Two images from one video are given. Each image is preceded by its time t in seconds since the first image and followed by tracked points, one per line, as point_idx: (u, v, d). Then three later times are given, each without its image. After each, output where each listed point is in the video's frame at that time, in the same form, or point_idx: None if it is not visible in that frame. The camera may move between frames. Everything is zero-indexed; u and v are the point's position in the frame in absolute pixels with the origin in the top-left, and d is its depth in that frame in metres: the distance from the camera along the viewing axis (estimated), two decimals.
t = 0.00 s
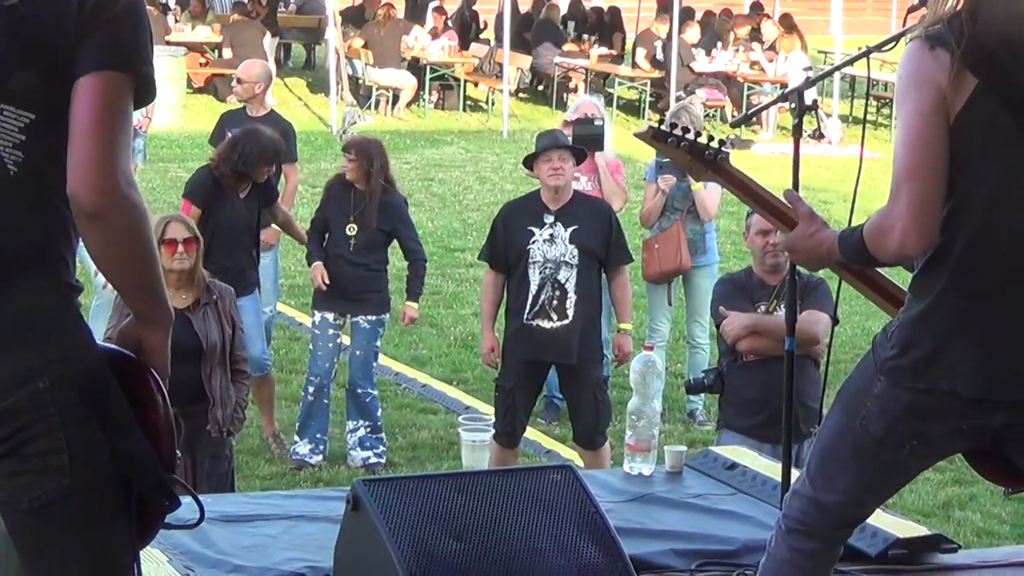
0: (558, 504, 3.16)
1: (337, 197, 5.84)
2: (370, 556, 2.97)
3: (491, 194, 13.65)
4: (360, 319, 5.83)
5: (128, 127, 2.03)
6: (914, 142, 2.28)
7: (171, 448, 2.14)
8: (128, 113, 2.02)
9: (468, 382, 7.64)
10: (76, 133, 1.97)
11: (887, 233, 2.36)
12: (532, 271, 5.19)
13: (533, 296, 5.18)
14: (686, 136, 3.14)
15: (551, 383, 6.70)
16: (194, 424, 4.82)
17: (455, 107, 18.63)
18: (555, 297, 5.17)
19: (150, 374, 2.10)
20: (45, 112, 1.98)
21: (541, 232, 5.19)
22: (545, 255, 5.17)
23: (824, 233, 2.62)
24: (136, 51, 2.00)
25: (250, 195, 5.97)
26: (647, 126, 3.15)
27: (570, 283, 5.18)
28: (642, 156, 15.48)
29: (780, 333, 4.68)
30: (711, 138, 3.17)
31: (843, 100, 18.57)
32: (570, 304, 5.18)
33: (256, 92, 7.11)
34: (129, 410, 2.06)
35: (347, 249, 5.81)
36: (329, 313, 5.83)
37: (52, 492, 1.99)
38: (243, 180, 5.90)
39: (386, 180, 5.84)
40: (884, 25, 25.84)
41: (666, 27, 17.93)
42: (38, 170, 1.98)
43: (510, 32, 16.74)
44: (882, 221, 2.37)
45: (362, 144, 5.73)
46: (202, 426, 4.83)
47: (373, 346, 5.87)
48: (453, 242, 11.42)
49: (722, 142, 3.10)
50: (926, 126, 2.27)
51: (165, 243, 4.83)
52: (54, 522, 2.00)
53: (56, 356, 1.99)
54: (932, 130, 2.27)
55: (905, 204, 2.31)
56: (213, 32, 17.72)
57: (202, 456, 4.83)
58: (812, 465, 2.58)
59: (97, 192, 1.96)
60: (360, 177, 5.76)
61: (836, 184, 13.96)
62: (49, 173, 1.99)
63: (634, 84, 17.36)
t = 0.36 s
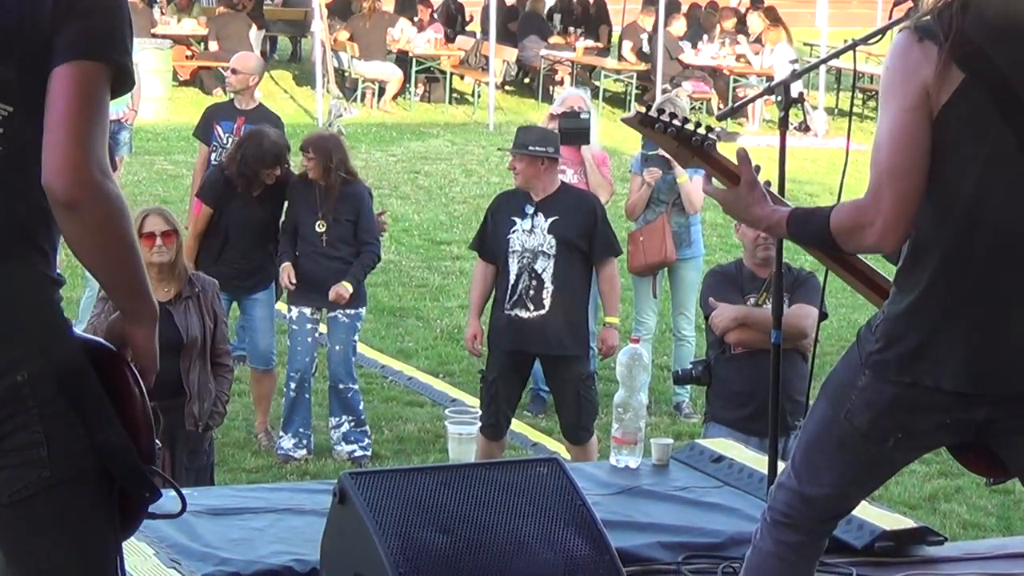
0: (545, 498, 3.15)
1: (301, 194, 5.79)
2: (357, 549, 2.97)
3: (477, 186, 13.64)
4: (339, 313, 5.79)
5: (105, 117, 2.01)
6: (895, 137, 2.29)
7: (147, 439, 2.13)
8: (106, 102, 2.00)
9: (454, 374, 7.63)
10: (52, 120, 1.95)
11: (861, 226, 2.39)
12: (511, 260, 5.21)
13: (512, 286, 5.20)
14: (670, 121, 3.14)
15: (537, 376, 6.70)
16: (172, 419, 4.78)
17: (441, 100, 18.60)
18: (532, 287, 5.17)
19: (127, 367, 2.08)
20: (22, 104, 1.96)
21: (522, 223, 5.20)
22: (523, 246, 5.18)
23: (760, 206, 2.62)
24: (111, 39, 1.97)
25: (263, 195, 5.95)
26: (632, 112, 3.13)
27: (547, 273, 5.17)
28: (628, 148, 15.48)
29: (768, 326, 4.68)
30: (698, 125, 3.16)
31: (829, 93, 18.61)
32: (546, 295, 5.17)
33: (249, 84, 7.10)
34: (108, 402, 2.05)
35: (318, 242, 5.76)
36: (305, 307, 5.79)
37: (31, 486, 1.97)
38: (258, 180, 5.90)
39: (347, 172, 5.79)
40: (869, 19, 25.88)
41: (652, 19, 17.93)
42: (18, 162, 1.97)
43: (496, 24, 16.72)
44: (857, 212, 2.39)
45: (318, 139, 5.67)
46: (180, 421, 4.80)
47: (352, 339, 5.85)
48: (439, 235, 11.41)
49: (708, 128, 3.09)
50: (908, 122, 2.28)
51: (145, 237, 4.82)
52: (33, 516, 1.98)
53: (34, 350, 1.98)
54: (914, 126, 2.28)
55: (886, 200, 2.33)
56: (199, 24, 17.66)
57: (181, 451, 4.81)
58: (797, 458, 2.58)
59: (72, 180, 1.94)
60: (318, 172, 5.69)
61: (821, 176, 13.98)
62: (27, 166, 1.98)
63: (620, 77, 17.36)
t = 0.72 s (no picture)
0: (532, 494, 3.14)
1: (275, 191, 5.77)
2: (345, 546, 2.96)
3: (466, 183, 13.63)
4: (321, 308, 5.80)
5: (97, 107, 2.01)
6: (887, 137, 2.27)
7: (133, 436, 2.10)
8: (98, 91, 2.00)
9: (442, 371, 7.62)
10: (43, 108, 1.94)
11: (850, 223, 2.38)
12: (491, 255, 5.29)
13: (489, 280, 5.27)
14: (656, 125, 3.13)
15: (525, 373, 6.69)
16: (168, 416, 4.79)
17: (430, 96, 18.57)
18: (502, 283, 5.19)
19: (114, 364, 2.06)
20: (14, 100, 1.95)
21: (502, 220, 5.24)
22: (498, 243, 5.23)
23: (753, 188, 2.62)
24: (103, 33, 1.97)
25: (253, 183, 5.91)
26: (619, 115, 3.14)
27: (514, 271, 5.16)
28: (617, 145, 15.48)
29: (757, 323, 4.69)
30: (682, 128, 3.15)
31: (817, 90, 18.62)
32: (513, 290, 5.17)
33: (242, 81, 7.05)
34: (95, 400, 2.03)
35: (297, 238, 5.75)
36: (286, 302, 5.76)
37: (16, 482, 1.94)
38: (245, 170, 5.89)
39: (320, 167, 5.81)
40: (858, 15, 25.92)
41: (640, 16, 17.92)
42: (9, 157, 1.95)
43: (484, 21, 16.70)
44: (844, 206, 2.38)
45: (293, 135, 5.64)
46: (175, 417, 4.79)
47: (335, 333, 5.88)
48: (427, 231, 11.40)
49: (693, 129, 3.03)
50: (903, 122, 2.26)
51: (133, 235, 4.79)
52: (15, 512, 1.95)
53: (25, 345, 1.96)
54: (908, 127, 2.25)
55: (878, 196, 2.31)
56: (187, 20, 17.58)
57: (176, 447, 4.81)
58: (783, 454, 2.58)
59: (67, 167, 1.94)
60: (291, 167, 5.69)
61: (808, 173, 14.00)
62: (19, 164, 1.97)
63: (609, 73, 17.36)
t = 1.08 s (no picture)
0: (522, 492, 3.14)
1: (256, 188, 5.72)
2: (336, 545, 2.95)
3: (456, 180, 13.62)
4: (309, 303, 5.83)
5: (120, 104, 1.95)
6: (878, 135, 2.28)
7: (129, 428, 2.06)
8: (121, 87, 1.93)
9: (432, 368, 7.62)
10: (75, 112, 1.88)
11: (841, 221, 2.38)
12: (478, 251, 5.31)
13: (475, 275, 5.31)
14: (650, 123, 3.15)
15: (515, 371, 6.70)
16: (165, 411, 4.79)
17: (420, 94, 18.56)
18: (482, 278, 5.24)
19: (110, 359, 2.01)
20: (16, 96, 1.85)
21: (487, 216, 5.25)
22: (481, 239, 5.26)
23: (745, 188, 2.62)
24: (116, 24, 1.88)
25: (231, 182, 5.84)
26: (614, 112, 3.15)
27: (491, 264, 5.20)
28: (607, 143, 15.50)
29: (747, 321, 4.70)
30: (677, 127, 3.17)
31: (807, 89, 18.67)
32: (488, 285, 5.20)
33: (233, 78, 7.09)
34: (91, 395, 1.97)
35: (281, 234, 5.74)
36: (274, 300, 5.77)
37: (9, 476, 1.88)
38: (221, 166, 5.81)
39: (302, 163, 5.81)
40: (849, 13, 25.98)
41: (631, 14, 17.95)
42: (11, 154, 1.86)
43: (474, 19, 16.71)
44: (834, 206, 2.39)
45: (275, 131, 5.65)
46: (175, 411, 4.79)
47: (324, 327, 5.87)
48: (417, 229, 11.40)
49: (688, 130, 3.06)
50: (894, 120, 2.27)
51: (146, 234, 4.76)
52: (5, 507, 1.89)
53: (22, 336, 1.89)
54: (899, 124, 2.27)
55: (866, 195, 2.31)
56: (178, 17, 17.55)
57: (174, 443, 4.81)
58: (775, 453, 2.58)
59: (110, 170, 1.91)
60: (273, 164, 5.69)
61: (798, 172, 14.03)
62: (17, 161, 1.87)
63: (599, 71, 17.39)
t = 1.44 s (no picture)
0: (514, 492, 3.14)
1: (253, 195, 5.74)
2: (327, 544, 2.95)
3: (448, 180, 13.61)
4: (303, 306, 5.79)
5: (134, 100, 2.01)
6: (868, 134, 2.28)
7: (170, 417, 2.15)
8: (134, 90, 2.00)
9: (424, 368, 7.61)
10: (83, 112, 1.94)
11: (828, 220, 2.39)
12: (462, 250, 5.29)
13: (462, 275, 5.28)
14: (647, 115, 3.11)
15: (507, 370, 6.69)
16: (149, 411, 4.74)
17: (412, 94, 18.53)
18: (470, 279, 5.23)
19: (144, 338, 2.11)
20: (38, 92, 1.93)
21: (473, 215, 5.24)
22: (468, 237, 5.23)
23: (733, 195, 2.65)
24: (134, 24, 1.95)
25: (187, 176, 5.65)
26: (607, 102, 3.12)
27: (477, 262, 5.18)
28: (598, 143, 15.49)
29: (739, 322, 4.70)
30: (672, 119, 3.14)
31: (799, 89, 18.69)
32: (474, 283, 5.19)
33: (225, 76, 7.11)
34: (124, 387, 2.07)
35: (276, 241, 5.74)
36: (271, 304, 5.76)
37: (38, 472, 1.95)
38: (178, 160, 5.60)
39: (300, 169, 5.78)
40: (841, 14, 25.94)
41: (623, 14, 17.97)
42: (34, 151, 1.94)
43: (466, 19, 16.70)
44: (822, 206, 2.39)
45: (279, 138, 5.60)
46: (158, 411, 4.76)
47: (316, 331, 5.86)
48: (409, 228, 11.39)
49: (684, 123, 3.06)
50: (883, 117, 2.27)
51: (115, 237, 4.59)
52: (35, 502, 1.96)
53: (42, 337, 1.96)
54: (888, 122, 2.27)
55: (855, 193, 2.32)
56: (169, 17, 17.48)
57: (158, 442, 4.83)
58: (766, 454, 2.58)
59: (112, 175, 1.97)
60: (274, 172, 5.65)
61: (790, 172, 14.05)
62: (39, 153, 1.95)
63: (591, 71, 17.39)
